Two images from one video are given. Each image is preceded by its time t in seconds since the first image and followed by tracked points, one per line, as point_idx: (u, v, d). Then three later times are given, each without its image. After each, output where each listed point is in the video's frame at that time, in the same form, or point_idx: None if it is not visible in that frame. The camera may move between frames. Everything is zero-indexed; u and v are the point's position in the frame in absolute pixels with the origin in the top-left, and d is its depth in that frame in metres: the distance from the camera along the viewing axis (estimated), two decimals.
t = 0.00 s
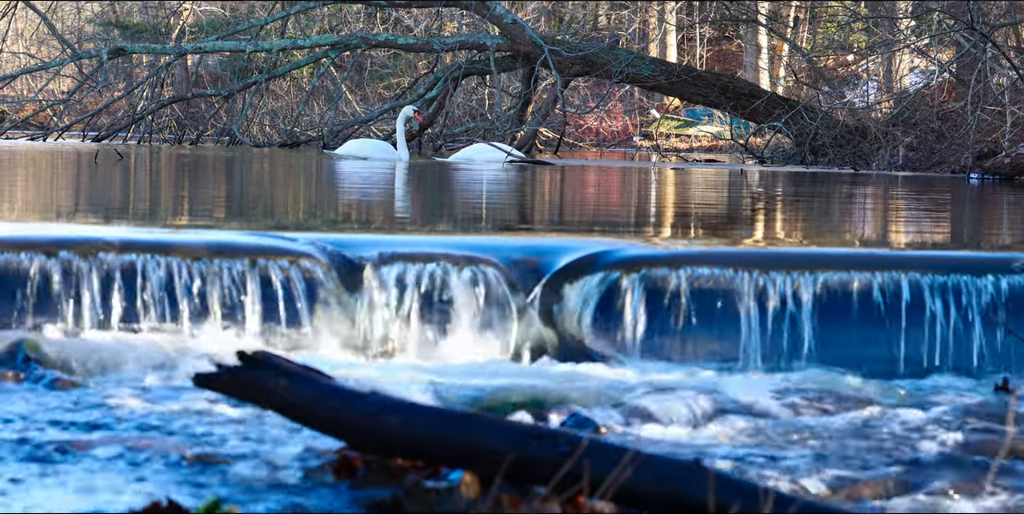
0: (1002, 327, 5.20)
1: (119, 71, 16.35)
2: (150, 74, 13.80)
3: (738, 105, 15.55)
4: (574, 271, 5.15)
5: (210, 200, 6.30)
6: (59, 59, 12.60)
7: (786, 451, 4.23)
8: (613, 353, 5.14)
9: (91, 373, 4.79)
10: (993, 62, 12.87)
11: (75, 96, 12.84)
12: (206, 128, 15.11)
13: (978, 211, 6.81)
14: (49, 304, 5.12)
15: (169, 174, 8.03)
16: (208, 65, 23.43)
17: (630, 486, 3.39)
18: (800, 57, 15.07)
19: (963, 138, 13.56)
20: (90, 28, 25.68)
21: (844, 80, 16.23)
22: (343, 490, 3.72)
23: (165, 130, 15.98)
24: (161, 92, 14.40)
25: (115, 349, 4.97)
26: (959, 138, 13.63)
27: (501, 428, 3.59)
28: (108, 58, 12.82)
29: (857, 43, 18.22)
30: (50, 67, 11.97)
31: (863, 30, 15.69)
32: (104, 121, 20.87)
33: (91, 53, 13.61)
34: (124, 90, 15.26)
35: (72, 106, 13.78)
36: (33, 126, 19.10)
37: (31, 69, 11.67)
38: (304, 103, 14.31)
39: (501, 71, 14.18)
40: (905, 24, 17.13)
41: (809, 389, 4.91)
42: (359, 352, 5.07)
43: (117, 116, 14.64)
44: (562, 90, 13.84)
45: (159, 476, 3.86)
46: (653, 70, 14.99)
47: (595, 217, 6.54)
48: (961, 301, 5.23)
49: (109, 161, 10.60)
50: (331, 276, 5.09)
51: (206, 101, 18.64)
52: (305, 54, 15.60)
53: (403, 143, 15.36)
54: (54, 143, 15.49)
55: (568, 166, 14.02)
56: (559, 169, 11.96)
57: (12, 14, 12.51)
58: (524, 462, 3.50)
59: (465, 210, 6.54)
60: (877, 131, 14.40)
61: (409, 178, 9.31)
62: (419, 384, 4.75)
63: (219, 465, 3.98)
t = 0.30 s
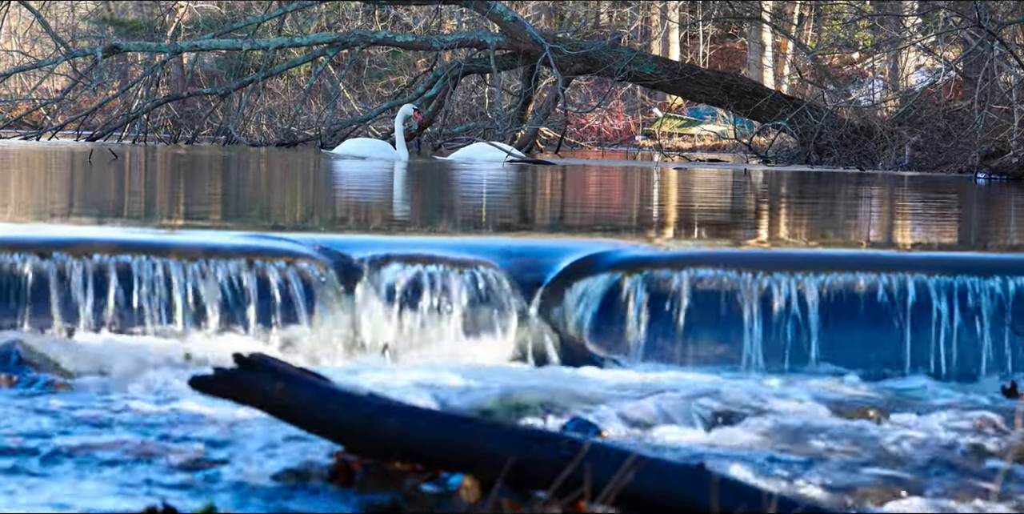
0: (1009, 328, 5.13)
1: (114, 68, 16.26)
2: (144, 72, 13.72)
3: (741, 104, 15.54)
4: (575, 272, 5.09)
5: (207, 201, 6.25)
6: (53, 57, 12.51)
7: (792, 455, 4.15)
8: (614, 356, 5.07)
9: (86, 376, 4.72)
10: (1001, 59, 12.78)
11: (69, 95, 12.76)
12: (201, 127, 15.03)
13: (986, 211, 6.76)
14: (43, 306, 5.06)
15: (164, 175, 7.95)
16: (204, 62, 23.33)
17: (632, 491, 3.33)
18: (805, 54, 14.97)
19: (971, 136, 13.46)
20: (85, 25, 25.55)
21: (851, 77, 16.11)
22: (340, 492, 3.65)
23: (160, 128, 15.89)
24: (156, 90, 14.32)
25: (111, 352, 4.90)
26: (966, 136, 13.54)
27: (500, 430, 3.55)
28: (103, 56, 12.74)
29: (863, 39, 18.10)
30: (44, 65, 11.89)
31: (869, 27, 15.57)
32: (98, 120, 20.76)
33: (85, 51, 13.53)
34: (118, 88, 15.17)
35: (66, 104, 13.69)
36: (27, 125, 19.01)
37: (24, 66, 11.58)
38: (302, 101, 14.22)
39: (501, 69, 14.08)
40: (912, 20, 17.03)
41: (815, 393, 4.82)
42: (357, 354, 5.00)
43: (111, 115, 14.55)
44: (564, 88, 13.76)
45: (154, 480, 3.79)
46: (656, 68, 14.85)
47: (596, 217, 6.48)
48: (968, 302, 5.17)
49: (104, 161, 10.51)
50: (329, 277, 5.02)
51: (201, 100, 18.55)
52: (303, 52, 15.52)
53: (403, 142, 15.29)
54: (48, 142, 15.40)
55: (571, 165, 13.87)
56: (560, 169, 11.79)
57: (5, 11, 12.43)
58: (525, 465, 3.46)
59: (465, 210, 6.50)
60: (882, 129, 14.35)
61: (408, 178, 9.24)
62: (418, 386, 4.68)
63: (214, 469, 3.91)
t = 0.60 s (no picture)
0: (1017, 330, 5.07)
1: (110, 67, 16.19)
2: (139, 71, 13.65)
3: (744, 103, 15.39)
4: (576, 273, 5.02)
5: (201, 201, 6.19)
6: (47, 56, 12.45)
7: (796, 459, 4.09)
8: (616, 358, 5.00)
9: (80, 378, 4.66)
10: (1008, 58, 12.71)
11: (63, 93, 12.69)
12: (197, 126, 14.97)
13: (993, 211, 6.72)
14: (36, 308, 4.99)
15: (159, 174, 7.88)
16: (200, 59, 23.26)
17: (633, 496, 3.26)
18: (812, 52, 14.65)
19: (978, 135, 13.40)
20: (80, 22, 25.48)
21: (856, 76, 16.03)
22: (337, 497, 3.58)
23: (156, 127, 15.83)
24: (151, 89, 14.25)
25: (105, 354, 4.84)
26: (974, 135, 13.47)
27: (500, 434, 3.49)
28: (97, 54, 12.67)
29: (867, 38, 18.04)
30: (38, 63, 11.82)
31: (874, 25, 15.50)
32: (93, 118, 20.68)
33: (80, 50, 13.46)
34: (114, 87, 15.10)
35: (60, 103, 13.63)
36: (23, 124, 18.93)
37: (18, 65, 11.52)
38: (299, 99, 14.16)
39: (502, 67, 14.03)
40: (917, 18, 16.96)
41: (819, 395, 4.76)
42: (355, 357, 4.94)
43: (106, 114, 14.48)
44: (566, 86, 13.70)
45: (147, 484, 3.72)
46: (658, 66, 14.81)
47: (597, 217, 6.43)
48: (975, 304, 5.11)
49: (99, 161, 10.45)
50: (327, 279, 4.96)
51: (198, 98, 18.48)
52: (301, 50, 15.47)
53: (399, 139, 15.34)
54: (43, 141, 15.33)
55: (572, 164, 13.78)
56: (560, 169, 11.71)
57: None
58: (525, 470, 3.40)
59: (465, 210, 6.44)
60: (889, 128, 14.26)
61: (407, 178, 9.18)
62: (418, 389, 4.61)
63: (209, 472, 3.84)
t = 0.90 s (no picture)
0: None
1: (105, 66, 16.12)
2: (134, 69, 13.59)
3: (749, 101, 15.25)
4: (578, 274, 4.95)
5: (197, 200, 6.13)
6: (40, 54, 12.39)
7: (800, 462, 4.02)
8: (619, 361, 4.94)
9: (74, 381, 4.59)
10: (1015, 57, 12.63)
11: (57, 92, 12.63)
12: (192, 125, 14.90)
13: (1001, 211, 6.67)
14: (29, 310, 4.92)
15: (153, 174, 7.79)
16: (197, 59, 23.19)
17: (635, 500, 3.19)
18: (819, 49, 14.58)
19: (985, 136, 13.32)
20: (76, 21, 25.42)
21: (862, 76, 15.96)
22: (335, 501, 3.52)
23: (151, 126, 15.76)
24: (146, 88, 14.18)
25: (100, 357, 4.77)
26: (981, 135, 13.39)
27: (500, 438, 3.42)
28: (91, 52, 12.61)
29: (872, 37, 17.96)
30: (32, 61, 11.76)
31: (881, 22, 15.42)
32: (87, 117, 20.61)
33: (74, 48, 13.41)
34: (110, 86, 15.04)
35: (54, 101, 13.57)
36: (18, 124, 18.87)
37: (12, 63, 11.46)
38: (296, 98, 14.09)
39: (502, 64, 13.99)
40: (923, 17, 16.88)
41: (823, 399, 4.70)
42: (354, 359, 4.87)
43: (101, 113, 14.41)
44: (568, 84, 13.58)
45: (141, 488, 3.66)
46: (661, 64, 14.85)
47: (600, 217, 6.38)
48: (984, 306, 5.03)
49: (93, 160, 10.37)
50: (324, 280, 4.90)
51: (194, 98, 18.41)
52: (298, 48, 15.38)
53: (397, 139, 15.30)
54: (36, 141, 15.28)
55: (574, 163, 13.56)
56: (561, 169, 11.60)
57: None
58: (526, 475, 3.33)
59: (466, 210, 6.40)
60: (894, 128, 14.18)
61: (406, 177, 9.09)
62: (416, 393, 4.54)
63: (205, 476, 3.77)
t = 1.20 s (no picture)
0: None
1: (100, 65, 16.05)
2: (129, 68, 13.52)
3: (753, 100, 15.25)
4: (580, 276, 4.88)
5: (192, 201, 6.07)
6: (34, 52, 12.32)
7: (806, 465, 3.95)
8: (620, 362, 4.88)
9: (67, 384, 4.52)
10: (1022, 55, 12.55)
11: (51, 90, 12.56)
12: (189, 124, 14.82)
13: (1008, 211, 6.62)
14: (22, 311, 4.85)
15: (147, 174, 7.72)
16: (193, 56, 23.11)
17: (637, 505, 3.12)
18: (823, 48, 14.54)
19: (993, 135, 13.25)
20: (71, 18, 25.35)
21: (867, 74, 15.89)
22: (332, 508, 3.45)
23: (146, 125, 15.69)
24: (141, 86, 14.11)
25: (95, 359, 4.71)
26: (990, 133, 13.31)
27: (500, 441, 3.35)
28: (85, 49, 12.53)
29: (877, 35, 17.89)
30: (25, 59, 11.69)
31: (887, 19, 15.34)
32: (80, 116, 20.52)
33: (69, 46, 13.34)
34: (105, 84, 14.96)
35: (47, 100, 13.49)
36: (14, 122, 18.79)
37: (4, 61, 11.38)
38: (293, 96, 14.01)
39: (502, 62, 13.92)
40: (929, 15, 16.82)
41: (828, 402, 4.63)
42: (352, 362, 4.81)
43: (95, 111, 14.33)
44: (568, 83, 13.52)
45: (134, 492, 3.59)
46: (664, 62, 14.76)
47: (603, 217, 6.31)
48: (991, 307, 4.96)
49: (87, 159, 10.32)
50: (321, 281, 4.83)
51: (190, 96, 18.33)
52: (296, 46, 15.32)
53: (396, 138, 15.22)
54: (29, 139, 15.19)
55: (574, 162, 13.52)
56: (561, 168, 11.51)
57: None
58: (526, 480, 3.26)
59: (467, 210, 6.34)
60: (901, 127, 14.11)
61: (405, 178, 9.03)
62: (415, 395, 4.48)
63: (199, 479, 3.70)
